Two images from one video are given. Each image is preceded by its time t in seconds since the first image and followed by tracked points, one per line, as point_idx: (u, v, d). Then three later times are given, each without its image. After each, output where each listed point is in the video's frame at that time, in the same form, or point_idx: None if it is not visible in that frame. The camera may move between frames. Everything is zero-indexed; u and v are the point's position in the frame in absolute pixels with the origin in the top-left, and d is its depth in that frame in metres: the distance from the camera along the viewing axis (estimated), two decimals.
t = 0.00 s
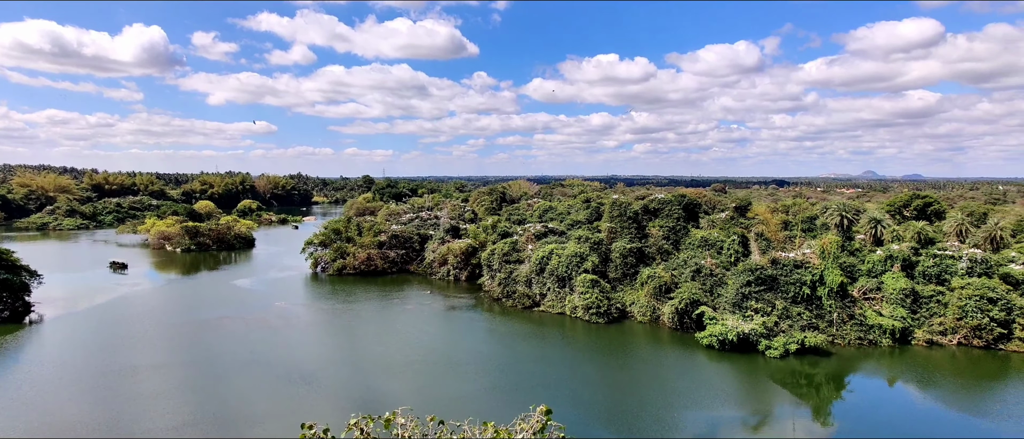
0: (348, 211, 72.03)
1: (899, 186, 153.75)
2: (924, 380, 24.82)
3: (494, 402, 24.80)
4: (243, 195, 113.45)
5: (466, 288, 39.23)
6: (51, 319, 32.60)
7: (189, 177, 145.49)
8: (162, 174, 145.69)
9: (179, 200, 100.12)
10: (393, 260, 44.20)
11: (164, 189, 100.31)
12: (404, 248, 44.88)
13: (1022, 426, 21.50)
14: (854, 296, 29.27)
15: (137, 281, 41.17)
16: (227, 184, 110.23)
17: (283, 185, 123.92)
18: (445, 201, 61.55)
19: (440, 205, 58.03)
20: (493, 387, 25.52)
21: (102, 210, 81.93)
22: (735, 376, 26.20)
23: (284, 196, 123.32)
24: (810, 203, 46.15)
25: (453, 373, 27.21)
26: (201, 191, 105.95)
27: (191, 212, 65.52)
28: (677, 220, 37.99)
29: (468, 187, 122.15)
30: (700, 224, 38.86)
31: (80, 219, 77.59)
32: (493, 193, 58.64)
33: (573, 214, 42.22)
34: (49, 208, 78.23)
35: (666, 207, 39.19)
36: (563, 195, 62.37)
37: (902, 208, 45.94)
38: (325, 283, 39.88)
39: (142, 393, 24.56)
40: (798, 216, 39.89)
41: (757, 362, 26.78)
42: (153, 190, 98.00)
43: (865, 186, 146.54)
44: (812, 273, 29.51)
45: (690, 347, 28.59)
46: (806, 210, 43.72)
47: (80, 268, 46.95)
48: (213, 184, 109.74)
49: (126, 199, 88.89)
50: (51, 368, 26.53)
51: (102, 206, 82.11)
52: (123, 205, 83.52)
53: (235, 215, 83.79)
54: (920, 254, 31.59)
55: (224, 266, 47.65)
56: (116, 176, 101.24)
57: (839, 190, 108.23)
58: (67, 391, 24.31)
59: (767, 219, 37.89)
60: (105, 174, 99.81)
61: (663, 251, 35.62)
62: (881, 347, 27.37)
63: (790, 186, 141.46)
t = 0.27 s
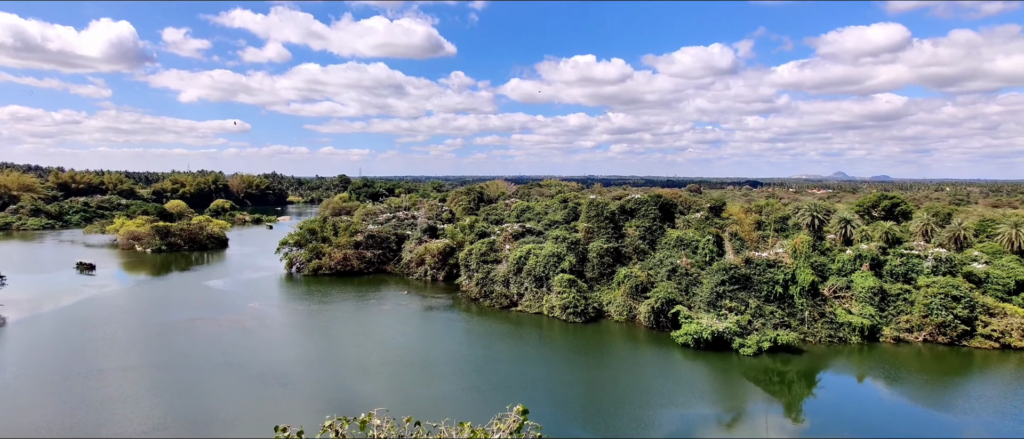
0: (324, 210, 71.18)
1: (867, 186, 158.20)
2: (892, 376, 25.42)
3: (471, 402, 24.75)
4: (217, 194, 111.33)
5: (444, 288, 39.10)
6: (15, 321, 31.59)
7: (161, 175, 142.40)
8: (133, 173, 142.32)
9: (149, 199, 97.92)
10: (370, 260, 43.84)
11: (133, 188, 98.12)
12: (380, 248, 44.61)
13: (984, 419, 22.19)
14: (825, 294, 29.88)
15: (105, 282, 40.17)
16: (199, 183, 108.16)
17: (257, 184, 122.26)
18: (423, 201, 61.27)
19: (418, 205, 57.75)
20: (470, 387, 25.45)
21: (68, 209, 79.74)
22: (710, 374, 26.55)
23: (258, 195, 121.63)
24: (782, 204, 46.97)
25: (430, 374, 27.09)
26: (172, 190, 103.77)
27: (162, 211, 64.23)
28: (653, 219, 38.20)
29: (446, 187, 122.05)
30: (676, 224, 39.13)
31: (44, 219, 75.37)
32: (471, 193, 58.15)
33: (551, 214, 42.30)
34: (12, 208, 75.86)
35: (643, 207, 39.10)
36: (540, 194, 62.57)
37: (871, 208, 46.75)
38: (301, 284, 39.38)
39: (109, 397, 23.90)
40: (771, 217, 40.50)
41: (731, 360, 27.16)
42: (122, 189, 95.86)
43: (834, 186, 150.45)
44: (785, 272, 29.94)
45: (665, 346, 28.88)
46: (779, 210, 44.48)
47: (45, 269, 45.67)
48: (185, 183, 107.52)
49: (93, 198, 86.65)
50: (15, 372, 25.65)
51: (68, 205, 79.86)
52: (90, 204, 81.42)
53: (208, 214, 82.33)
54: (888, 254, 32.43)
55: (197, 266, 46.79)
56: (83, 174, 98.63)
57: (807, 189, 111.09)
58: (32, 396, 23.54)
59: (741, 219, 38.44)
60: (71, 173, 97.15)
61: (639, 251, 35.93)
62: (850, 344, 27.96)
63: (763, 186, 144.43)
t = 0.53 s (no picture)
0: (299, 209, 70.19)
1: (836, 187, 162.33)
2: (861, 373, 25.98)
3: (448, 402, 24.67)
4: (188, 193, 109.14)
5: (420, 288, 38.91)
6: None
7: (132, 174, 139.05)
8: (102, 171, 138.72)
9: (118, 198, 95.55)
10: (346, 260, 43.48)
11: (101, 186, 95.69)
12: (357, 248, 44.20)
13: (947, 414, 22.86)
14: (796, 292, 30.45)
15: (72, 283, 39.11)
16: (170, 182, 105.89)
17: (230, 183, 120.33)
18: (400, 200, 60.90)
19: (394, 204, 57.40)
20: (447, 387, 25.35)
21: (32, 208, 77.38)
22: (684, 372, 26.88)
23: (232, 194, 119.73)
24: (755, 204, 47.71)
25: (406, 374, 26.93)
26: (141, 189, 101.42)
27: (131, 211, 62.77)
28: (630, 219, 38.57)
29: (424, 186, 121.74)
30: (652, 224, 39.45)
31: (7, 218, 73.05)
32: (448, 193, 57.77)
33: (528, 214, 42.37)
34: None
35: (619, 207, 39.77)
36: (517, 194, 62.65)
37: (841, 208, 47.52)
38: (276, 284, 38.84)
39: (75, 400, 23.25)
40: (745, 217, 41.09)
41: (706, 358, 27.51)
42: (89, 188, 93.46)
43: (804, 186, 154.27)
44: (758, 271, 30.78)
45: (641, 344, 29.13)
46: (752, 210, 45.16)
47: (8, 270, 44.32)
48: (155, 182, 105.18)
49: (58, 197, 84.26)
50: None
51: (32, 204, 77.51)
52: (56, 203, 79.18)
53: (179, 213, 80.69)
54: (857, 252, 33.13)
55: (168, 267, 45.85)
56: (48, 173, 95.84)
57: (775, 189, 113.86)
58: None
59: (716, 219, 38.94)
60: (36, 171, 94.32)
61: (616, 250, 36.13)
62: (821, 341, 28.48)
63: (736, 186, 147.24)
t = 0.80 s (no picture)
0: (274, 209, 69.06)
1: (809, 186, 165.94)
2: (832, 369, 26.53)
3: (426, 402, 24.57)
4: (160, 192, 106.82)
5: (398, 287, 38.72)
6: None
7: (102, 172, 135.66)
8: (70, 170, 134.98)
9: (86, 197, 93.13)
10: (322, 260, 43.11)
11: (68, 185, 93.14)
12: (333, 248, 44.04)
13: (913, 408, 23.47)
14: (770, 291, 30.99)
15: (37, 284, 38.07)
16: (140, 180, 103.55)
17: (203, 181, 118.40)
18: (377, 199, 60.50)
19: (371, 203, 57.00)
20: (425, 387, 25.24)
21: None
22: (661, 370, 27.15)
23: (204, 193, 117.69)
24: (730, 203, 48.40)
25: (384, 374, 26.73)
26: (111, 188, 98.95)
27: (100, 210, 61.37)
28: (607, 219, 38.90)
29: (402, 185, 120.98)
30: (629, 224, 39.81)
31: None
32: (426, 192, 57.72)
33: (506, 213, 42.43)
34: None
35: (596, 206, 40.18)
36: (496, 193, 62.71)
37: (813, 208, 48.49)
38: (252, 284, 38.29)
39: (41, 405, 22.56)
40: (720, 216, 41.55)
41: (682, 356, 27.84)
42: (56, 187, 90.93)
43: (778, 185, 157.20)
44: (732, 270, 31.16)
45: (618, 343, 29.36)
46: (727, 210, 45.80)
47: None
48: (125, 180, 102.66)
49: (22, 196, 81.78)
50: None
51: None
52: (20, 202, 76.87)
53: (150, 213, 79.03)
54: (828, 251, 33.83)
55: (139, 267, 44.94)
56: (11, 171, 92.93)
57: (750, 190, 115.38)
58: None
59: (692, 219, 39.42)
60: None
61: (593, 250, 36.38)
62: (793, 338, 28.97)
63: (712, 186, 149.39)
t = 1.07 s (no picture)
0: (249, 208, 67.98)
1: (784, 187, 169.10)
2: (804, 365, 27.02)
3: (404, 402, 24.42)
4: (129, 191, 104.46)
5: (375, 287, 38.46)
6: None
7: (70, 170, 132.04)
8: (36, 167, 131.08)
9: (52, 196, 90.52)
10: (297, 260, 42.68)
11: (33, 183, 90.47)
12: (309, 248, 43.70)
13: (882, 403, 24.04)
14: (744, 289, 31.46)
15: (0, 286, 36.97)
16: (109, 179, 101.06)
17: (175, 180, 116.17)
18: (353, 198, 59.95)
19: (348, 203, 56.45)
20: (403, 387, 25.08)
21: None
22: (638, 367, 27.38)
23: (176, 192, 115.59)
24: (705, 203, 48.98)
25: (361, 374, 26.51)
26: (78, 186, 96.37)
27: (68, 209, 59.83)
28: (585, 219, 39.10)
29: (381, 184, 120.17)
30: (606, 223, 40.05)
31: None
32: (404, 192, 57.37)
33: (484, 213, 42.35)
34: None
35: (574, 206, 40.31)
36: (474, 192, 62.58)
37: (786, 208, 49.18)
38: (226, 285, 37.67)
39: (4, 410, 21.84)
40: (696, 215, 41.92)
41: (658, 354, 28.10)
42: (20, 185, 88.33)
43: (753, 185, 159.78)
44: (708, 268, 31.52)
45: (596, 341, 29.53)
46: (702, 209, 46.28)
47: None
48: (93, 179, 100.06)
49: None
50: None
51: None
52: None
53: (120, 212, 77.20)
54: (801, 250, 34.42)
55: (107, 268, 43.91)
56: None
57: (725, 190, 116.92)
58: None
59: (668, 218, 39.80)
60: None
61: (571, 249, 36.56)
62: (767, 336, 29.43)
63: (689, 186, 151.28)
